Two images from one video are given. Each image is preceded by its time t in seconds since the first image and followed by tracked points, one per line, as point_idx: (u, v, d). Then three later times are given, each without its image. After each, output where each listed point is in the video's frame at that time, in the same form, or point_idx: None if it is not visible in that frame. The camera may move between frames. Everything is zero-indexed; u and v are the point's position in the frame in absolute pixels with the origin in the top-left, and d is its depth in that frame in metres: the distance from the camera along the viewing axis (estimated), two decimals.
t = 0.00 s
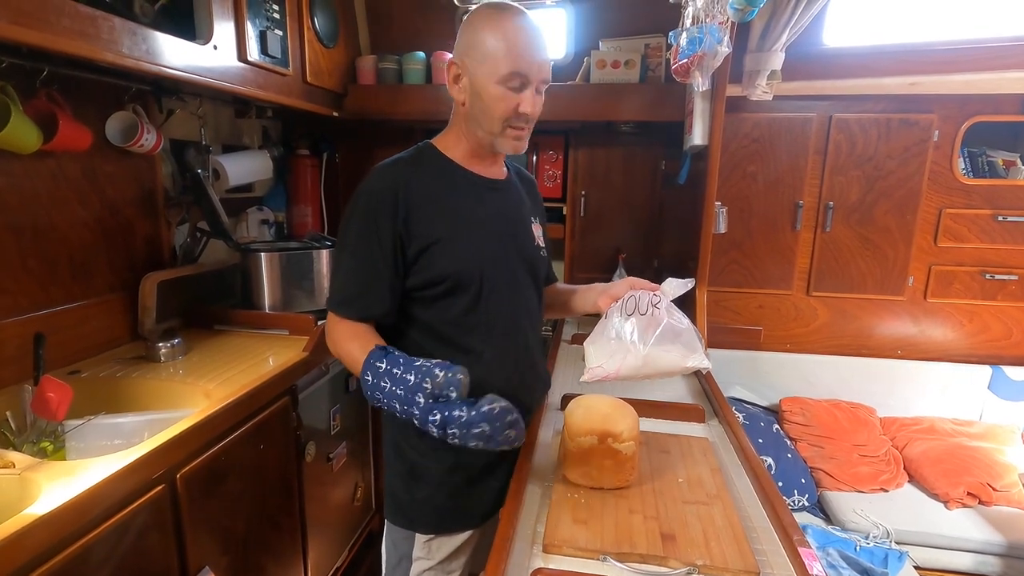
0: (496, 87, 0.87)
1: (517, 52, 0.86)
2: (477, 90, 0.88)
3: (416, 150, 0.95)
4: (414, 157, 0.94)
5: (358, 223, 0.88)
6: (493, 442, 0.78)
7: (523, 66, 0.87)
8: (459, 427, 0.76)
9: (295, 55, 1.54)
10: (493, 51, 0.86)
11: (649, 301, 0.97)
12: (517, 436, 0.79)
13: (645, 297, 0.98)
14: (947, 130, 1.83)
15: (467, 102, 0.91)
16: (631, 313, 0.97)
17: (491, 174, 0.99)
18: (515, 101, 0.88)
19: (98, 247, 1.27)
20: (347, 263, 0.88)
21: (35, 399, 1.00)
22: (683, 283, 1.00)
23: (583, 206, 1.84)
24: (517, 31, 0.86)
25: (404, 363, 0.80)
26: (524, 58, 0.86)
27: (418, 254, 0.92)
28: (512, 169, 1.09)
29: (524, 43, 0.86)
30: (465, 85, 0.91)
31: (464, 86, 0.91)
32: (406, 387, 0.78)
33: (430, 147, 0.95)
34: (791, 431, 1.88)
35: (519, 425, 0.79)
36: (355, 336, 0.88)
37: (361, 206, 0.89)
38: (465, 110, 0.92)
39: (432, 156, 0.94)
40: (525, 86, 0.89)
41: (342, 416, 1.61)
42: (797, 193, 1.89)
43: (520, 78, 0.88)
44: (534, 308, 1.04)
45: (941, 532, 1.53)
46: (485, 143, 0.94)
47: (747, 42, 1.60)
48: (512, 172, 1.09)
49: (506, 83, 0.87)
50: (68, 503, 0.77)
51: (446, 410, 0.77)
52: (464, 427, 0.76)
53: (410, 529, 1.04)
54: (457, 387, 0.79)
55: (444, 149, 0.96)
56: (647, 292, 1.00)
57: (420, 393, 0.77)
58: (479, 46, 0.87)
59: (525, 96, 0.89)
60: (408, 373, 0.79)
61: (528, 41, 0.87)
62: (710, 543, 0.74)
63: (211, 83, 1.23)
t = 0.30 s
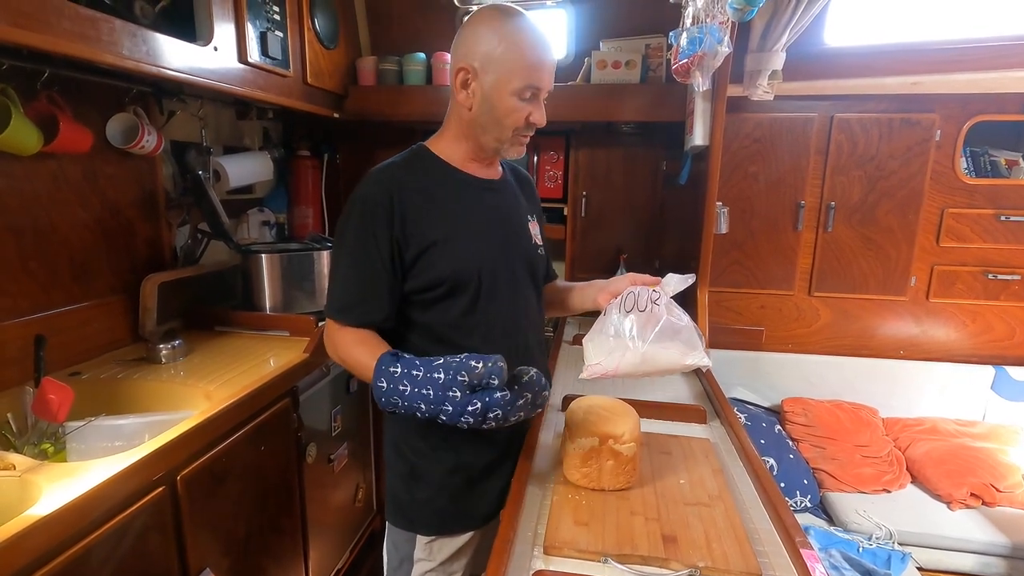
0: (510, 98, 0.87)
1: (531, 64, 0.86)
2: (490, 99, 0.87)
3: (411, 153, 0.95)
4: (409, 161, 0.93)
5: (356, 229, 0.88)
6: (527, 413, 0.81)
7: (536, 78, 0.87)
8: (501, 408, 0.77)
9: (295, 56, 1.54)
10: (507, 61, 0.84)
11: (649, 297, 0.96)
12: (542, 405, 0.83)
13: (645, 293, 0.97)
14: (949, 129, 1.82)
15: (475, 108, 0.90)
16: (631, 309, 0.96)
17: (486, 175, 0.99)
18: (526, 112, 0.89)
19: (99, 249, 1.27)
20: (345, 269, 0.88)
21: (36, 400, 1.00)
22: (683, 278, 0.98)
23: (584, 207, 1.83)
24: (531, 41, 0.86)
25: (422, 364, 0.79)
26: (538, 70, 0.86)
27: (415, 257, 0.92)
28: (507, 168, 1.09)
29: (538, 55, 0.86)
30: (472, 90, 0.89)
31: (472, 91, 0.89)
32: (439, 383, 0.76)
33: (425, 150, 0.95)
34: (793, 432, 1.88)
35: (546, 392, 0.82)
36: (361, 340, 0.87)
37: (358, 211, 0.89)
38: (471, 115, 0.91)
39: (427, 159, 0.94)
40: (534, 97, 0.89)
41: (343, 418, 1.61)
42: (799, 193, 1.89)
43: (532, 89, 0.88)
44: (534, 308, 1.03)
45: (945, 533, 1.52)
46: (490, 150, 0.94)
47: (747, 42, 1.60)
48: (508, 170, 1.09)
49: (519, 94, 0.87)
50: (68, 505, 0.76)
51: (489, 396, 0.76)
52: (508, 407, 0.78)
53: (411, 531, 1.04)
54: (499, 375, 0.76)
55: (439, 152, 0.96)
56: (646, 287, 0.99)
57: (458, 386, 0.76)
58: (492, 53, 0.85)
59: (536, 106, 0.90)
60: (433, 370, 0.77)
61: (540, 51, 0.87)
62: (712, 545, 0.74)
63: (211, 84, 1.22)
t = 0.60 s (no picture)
0: (492, 90, 0.87)
1: (513, 56, 0.86)
2: (472, 93, 0.88)
3: (412, 156, 0.95)
4: (411, 164, 0.94)
5: (358, 231, 0.88)
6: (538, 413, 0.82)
7: (519, 70, 0.86)
8: (516, 405, 0.78)
9: (296, 59, 1.54)
10: (486, 54, 0.86)
11: (648, 300, 0.97)
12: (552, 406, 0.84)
13: (644, 297, 0.97)
14: (950, 130, 1.82)
15: (462, 104, 0.91)
16: (630, 312, 0.96)
17: (488, 178, 0.99)
18: (508, 104, 0.88)
19: (101, 251, 1.27)
20: (347, 272, 0.88)
21: (40, 403, 1.01)
22: (683, 281, 0.99)
23: (585, 208, 1.83)
24: (514, 34, 0.86)
25: (437, 363, 0.79)
26: (520, 62, 0.86)
27: (417, 260, 0.92)
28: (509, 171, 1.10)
29: (521, 47, 0.86)
30: (461, 86, 0.91)
31: (461, 87, 0.91)
32: (456, 379, 0.76)
33: (426, 153, 0.95)
34: (795, 434, 1.88)
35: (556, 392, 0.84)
36: (368, 341, 0.87)
37: (360, 213, 0.89)
38: (461, 112, 0.92)
39: (429, 162, 0.94)
40: (519, 91, 0.88)
41: (345, 419, 1.61)
42: (800, 195, 1.89)
43: (516, 81, 0.87)
44: (534, 311, 1.04)
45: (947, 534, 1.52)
46: (481, 147, 0.93)
47: (747, 44, 1.60)
48: (509, 173, 1.09)
49: (502, 86, 0.87)
50: (72, 507, 0.77)
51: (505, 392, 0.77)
52: (523, 404, 0.78)
53: (412, 532, 1.05)
54: (518, 370, 0.78)
55: (440, 155, 0.97)
56: (647, 291, 1.00)
57: (475, 381, 0.77)
58: (476, 48, 0.87)
59: (522, 100, 0.88)
60: (449, 369, 0.77)
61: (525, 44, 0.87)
62: (713, 547, 0.74)
63: (213, 88, 1.23)
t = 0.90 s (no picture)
0: (466, 79, 0.91)
1: (485, 45, 0.90)
2: (454, 86, 0.93)
3: (415, 157, 0.95)
4: (413, 164, 0.94)
5: (360, 231, 0.88)
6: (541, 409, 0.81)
7: (489, 57, 0.90)
8: (518, 400, 0.77)
9: (297, 60, 1.54)
10: (462, 48, 0.91)
11: (648, 305, 0.97)
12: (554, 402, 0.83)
13: (644, 301, 0.97)
14: (951, 130, 1.82)
15: (450, 101, 0.96)
16: (630, 317, 0.96)
17: (490, 179, 0.99)
18: (484, 91, 0.91)
19: (102, 252, 1.27)
20: (348, 271, 0.88)
21: (41, 404, 1.01)
22: (683, 287, 0.99)
23: (586, 209, 1.83)
24: (485, 24, 0.90)
25: (439, 359, 0.79)
26: (490, 50, 0.90)
27: (418, 260, 0.92)
28: (512, 174, 1.10)
29: (491, 35, 0.90)
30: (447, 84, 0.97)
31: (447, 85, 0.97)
32: (458, 374, 0.77)
33: (429, 153, 0.96)
34: (796, 434, 1.87)
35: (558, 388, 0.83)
36: (370, 339, 0.87)
37: (363, 213, 0.89)
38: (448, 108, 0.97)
39: (432, 162, 0.94)
40: (495, 78, 0.91)
41: (345, 420, 1.61)
42: (801, 195, 1.88)
43: (488, 68, 0.91)
44: (534, 312, 1.03)
45: (949, 535, 1.52)
46: (466, 139, 0.95)
47: (748, 44, 1.60)
48: (512, 175, 1.09)
49: (474, 74, 0.91)
50: (73, 507, 0.77)
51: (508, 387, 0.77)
52: (524, 399, 0.78)
53: (412, 532, 1.05)
54: (520, 365, 0.78)
55: (443, 155, 0.97)
56: (646, 295, 1.00)
57: (477, 376, 0.77)
58: (454, 44, 0.93)
59: (495, 87, 0.91)
60: (451, 365, 0.78)
61: (496, 31, 0.90)
62: (714, 548, 0.74)
63: (213, 89, 1.23)
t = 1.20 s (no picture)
0: (465, 79, 0.92)
1: (484, 45, 0.90)
2: (453, 86, 0.94)
3: (415, 158, 0.96)
4: (413, 165, 0.94)
5: (359, 231, 0.88)
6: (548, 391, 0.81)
7: (489, 57, 0.90)
8: (525, 383, 0.77)
9: (297, 62, 1.54)
10: (461, 48, 0.92)
11: (646, 305, 0.97)
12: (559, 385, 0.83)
13: (643, 301, 0.98)
14: (952, 130, 1.82)
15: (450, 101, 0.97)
16: (628, 316, 0.96)
17: (489, 180, 1.00)
18: (483, 91, 0.91)
19: (103, 254, 1.28)
20: (348, 271, 0.88)
21: (41, 405, 1.01)
22: (683, 286, 0.99)
23: (586, 210, 1.83)
24: (484, 25, 0.90)
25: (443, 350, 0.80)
26: (489, 50, 0.90)
27: (417, 259, 0.92)
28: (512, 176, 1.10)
29: (491, 36, 0.90)
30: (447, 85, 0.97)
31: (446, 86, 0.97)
32: (463, 361, 0.77)
33: (429, 154, 0.96)
34: (796, 435, 1.87)
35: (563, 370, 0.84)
36: (371, 337, 0.87)
37: (363, 212, 0.89)
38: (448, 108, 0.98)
39: (432, 163, 0.95)
40: (494, 77, 0.91)
41: (345, 421, 1.61)
42: (801, 196, 1.88)
43: (488, 68, 0.91)
44: (533, 312, 1.04)
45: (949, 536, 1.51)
46: (466, 140, 0.95)
47: (747, 44, 1.60)
48: (512, 177, 1.09)
49: (473, 75, 0.91)
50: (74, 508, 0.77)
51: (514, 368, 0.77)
52: (532, 380, 0.78)
53: (411, 533, 1.05)
54: (528, 346, 0.78)
55: (442, 156, 0.97)
56: (645, 295, 1.00)
57: (486, 360, 0.77)
58: (453, 45, 0.93)
59: (494, 86, 0.91)
60: (457, 353, 0.78)
61: (495, 32, 0.90)
62: (713, 549, 0.74)
63: (213, 91, 1.23)
